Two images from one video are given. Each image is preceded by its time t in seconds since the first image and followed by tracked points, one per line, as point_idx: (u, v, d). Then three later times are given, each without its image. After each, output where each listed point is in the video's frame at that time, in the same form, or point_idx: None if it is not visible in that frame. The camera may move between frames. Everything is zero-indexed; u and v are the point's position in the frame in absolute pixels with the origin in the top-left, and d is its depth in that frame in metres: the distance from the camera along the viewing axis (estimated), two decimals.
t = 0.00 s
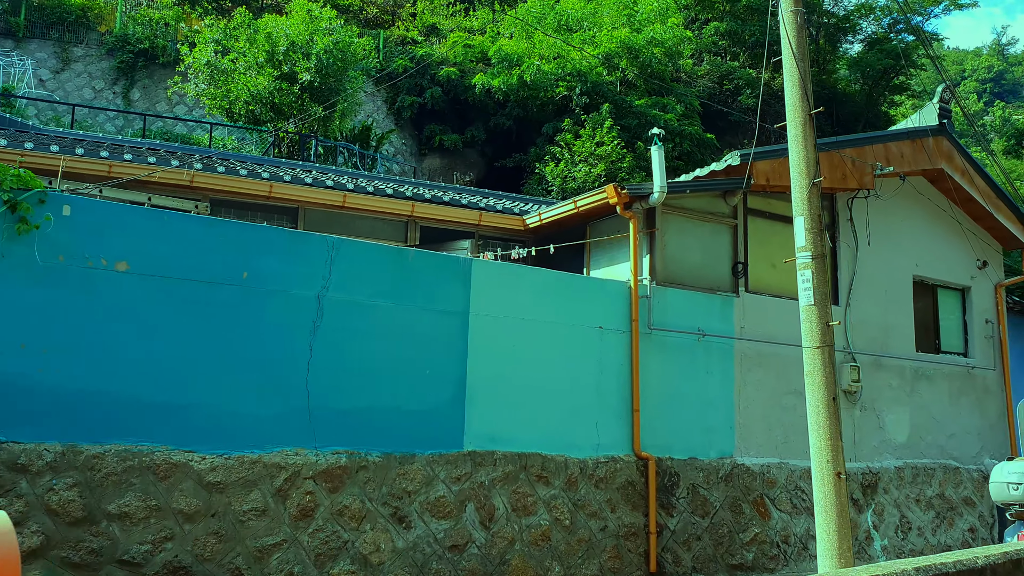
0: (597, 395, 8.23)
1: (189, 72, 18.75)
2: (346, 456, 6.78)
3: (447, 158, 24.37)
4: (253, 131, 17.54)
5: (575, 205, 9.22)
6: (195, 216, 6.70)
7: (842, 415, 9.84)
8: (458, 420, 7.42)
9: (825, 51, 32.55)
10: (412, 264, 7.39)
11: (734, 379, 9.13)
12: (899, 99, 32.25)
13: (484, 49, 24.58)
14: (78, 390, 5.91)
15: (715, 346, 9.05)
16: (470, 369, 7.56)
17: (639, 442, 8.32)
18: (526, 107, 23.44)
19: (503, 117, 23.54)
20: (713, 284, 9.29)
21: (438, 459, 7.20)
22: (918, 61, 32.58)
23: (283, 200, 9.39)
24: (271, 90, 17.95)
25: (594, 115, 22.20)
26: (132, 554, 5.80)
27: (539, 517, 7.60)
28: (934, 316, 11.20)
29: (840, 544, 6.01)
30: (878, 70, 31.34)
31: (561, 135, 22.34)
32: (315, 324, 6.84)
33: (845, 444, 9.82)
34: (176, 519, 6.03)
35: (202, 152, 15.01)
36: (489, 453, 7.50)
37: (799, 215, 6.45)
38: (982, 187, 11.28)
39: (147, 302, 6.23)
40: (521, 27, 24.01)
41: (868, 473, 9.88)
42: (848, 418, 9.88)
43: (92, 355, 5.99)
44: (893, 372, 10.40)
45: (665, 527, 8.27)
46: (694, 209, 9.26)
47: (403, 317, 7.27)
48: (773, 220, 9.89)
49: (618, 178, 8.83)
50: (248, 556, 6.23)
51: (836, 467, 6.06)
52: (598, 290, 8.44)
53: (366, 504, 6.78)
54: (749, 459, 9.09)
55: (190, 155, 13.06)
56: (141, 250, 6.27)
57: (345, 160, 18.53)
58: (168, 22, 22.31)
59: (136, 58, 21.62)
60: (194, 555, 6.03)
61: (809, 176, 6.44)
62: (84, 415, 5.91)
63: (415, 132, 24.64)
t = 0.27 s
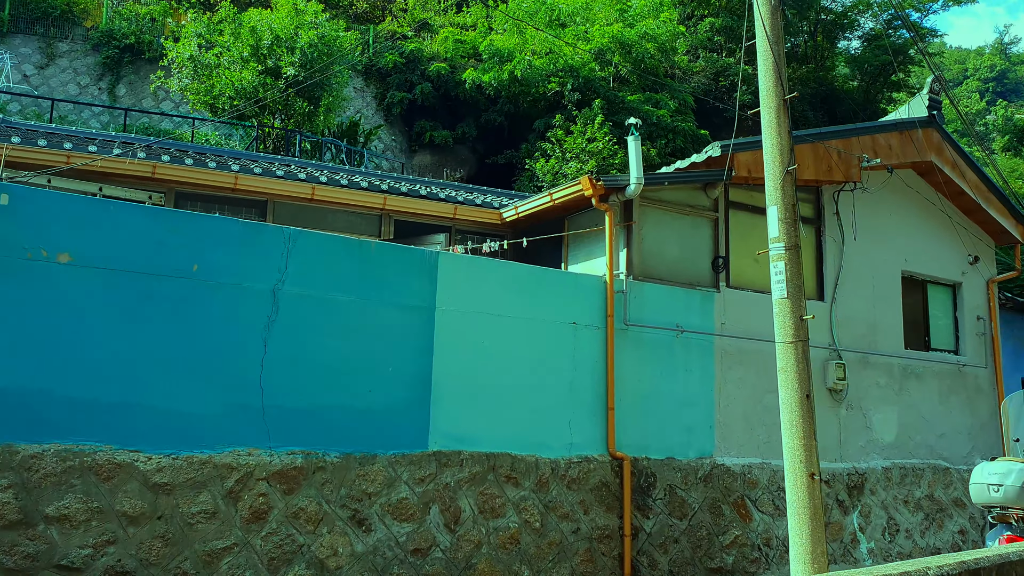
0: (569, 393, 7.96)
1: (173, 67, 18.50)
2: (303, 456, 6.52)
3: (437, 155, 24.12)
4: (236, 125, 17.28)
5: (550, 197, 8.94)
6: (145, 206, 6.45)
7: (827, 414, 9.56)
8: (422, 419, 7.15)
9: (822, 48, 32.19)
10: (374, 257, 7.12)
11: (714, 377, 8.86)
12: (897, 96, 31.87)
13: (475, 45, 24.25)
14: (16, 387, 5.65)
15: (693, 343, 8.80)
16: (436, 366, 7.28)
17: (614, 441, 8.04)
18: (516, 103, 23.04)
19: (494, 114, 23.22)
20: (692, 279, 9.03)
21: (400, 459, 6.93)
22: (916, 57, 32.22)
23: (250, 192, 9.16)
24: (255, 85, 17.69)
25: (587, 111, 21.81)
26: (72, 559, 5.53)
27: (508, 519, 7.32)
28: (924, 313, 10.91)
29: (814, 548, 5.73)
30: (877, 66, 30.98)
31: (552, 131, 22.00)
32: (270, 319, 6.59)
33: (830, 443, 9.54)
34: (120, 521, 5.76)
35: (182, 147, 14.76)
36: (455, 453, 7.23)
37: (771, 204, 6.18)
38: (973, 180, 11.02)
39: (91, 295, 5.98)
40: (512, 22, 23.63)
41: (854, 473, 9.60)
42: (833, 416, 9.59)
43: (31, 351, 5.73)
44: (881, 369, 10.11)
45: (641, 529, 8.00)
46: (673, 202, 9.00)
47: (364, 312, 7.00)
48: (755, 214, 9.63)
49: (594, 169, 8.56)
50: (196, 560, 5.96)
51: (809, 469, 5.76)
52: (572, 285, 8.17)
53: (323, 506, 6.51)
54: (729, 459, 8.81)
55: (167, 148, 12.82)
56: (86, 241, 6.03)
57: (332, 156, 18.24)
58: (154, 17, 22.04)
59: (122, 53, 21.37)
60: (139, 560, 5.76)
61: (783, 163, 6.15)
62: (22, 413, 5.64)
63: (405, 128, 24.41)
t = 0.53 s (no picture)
0: (539, 391, 7.67)
1: (154, 61, 18.22)
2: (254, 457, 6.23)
3: (426, 152, 23.84)
4: (217, 121, 17.00)
5: (523, 189, 8.63)
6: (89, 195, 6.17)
7: (809, 413, 9.29)
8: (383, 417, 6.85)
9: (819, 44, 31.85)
10: (331, 248, 6.84)
11: (692, 375, 8.59)
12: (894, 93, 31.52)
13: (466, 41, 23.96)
14: None
15: (671, 339, 8.53)
16: (398, 363, 6.98)
17: (586, 441, 7.75)
18: (506, 98, 22.69)
19: (483, 110, 22.92)
20: (669, 274, 8.76)
21: (359, 460, 6.64)
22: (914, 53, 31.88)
23: (215, 184, 8.90)
24: (237, 79, 17.39)
25: (577, 107, 21.50)
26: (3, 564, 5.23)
27: (473, 522, 7.04)
28: (912, 309, 10.63)
29: (784, 553, 5.44)
30: (874, 63, 30.63)
31: (542, 127, 21.70)
32: (219, 313, 6.32)
33: (813, 443, 9.27)
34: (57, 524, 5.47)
35: (159, 141, 14.48)
36: (418, 454, 6.93)
37: (742, 193, 5.91)
38: (962, 172, 10.74)
39: (29, 287, 5.70)
40: (502, 17, 23.26)
41: (838, 474, 9.33)
42: (816, 415, 9.33)
43: None
44: (866, 367, 9.83)
45: (613, 532, 7.72)
46: (650, 194, 8.72)
47: (321, 305, 6.71)
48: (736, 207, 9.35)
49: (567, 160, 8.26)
50: (139, 565, 5.66)
51: (779, 469, 5.50)
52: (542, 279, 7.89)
53: (276, 508, 6.23)
54: (708, 460, 8.54)
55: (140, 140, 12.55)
56: (24, 231, 5.75)
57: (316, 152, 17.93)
58: (139, 12, 21.75)
59: (106, 48, 21.11)
60: (76, 565, 5.46)
61: (753, 149, 5.89)
62: None
63: (393, 124, 24.14)
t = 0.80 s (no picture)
0: (506, 386, 7.41)
1: (135, 55, 17.98)
2: (200, 455, 5.97)
3: (415, 147, 23.54)
4: (199, 115, 16.76)
5: (494, 179, 8.35)
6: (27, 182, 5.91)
7: (790, 409, 9.04)
8: (340, 413, 6.60)
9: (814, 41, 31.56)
10: (285, 239, 6.59)
11: (666, 370, 8.36)
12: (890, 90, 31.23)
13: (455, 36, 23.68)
14: None
15: (644, 334, 8.30)
16: (356, 357, 6.73)
17: (555, 438, 7.50)
18: (495, 93, 22.41)
19: (472, 105, 22.66)
20: (643, 266, 8.51)
21: (313, 458, 6.39)
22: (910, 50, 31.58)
23: (176, 174, 8.66)
24: (220, 73, 17.18)
25: (567, 102, 21.24)
26: None
27: (434, 522, 6.78)
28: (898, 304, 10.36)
29: (748, 555, 5.19)
30: (870, 59, 30.33)
31: (531, 122, 21.43)
32: (165, 305, 6.07)
33: (793, 441, 9.02)
34: None
35: (136, 134, 14.24)
36: (376, 452, 6.67)
37: (706, 180, 5.66)
38: (949, 164, 10.48)
39: None
40: (492, 11, 22.98)
41: (818, 472, 9.07)
42: (796, 412, 9.08)
43: None
44: (849, 363, 9.57)
45: (582, 532, 7.47)
46: (624, 185, 8.47)
47: (274, 297, 6.46)
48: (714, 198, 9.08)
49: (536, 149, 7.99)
50: (75, 568, 5.40)
51: (742, 467, 5.25)
52: (510, 271, 7.63)
53: (224, 508, 5.97)
54: (682, 458, 8.30)
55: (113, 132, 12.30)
56: None
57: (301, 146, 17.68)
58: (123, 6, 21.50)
59: (90, 43, 20.88)
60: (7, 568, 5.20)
61: (718, 133, 5.64)
62: None
63: (382, 120, 23.86)
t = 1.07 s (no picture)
0: (471, 386, 7.13)
1: (117, 50, 17.74)
2: (141, 457, 5.71)
3: (404, 145, 23.18)
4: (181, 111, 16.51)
5: (462, 172, 8.07)
6: None
7: (770, 409, 8.77)
8: (292, 414, 6.33)
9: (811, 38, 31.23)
10: (235, 232, 6.33)
11: (640, 369, 8.12)
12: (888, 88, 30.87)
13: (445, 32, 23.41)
14: None
15: (617, 331, 8.05)
16: (311, 355, 6.46)
17: (522, 439, 7.22)
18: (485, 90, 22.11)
19: (462, 102, 22.37)
20: (617, 262, 8.25)
21: (262, 460, 6.12)
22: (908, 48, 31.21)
23: (136, 167, 8.40)
24: (203, 70, 16.99)
25: (556, 99, 20.95)
26: None
27: (392, 527, 6.51)
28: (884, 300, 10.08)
29: (709, 562, 4.92)
30: (868, 57, 29.96)
31: (521, 119, 21.14)
32: (105, 301, 5.81)
33: (774, 441, 8.75)
34: None
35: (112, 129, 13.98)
36: (331, 453, 6.40)
37: (668, 168, 5.40)
38: (937, 157, 10.21)
39: None
40: (482, 7, 22.72)
41: (800, 474, 8.79)
42: (777, 412, 8.81)
43: None
44: (833, 361, 9.30)
45: (550, 536, 7.19)
46: (597, 177, 8.19)
47: (223, 293, 6.20)
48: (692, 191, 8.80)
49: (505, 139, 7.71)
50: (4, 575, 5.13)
51: (702, 469, 5.00)
52: (476, 266, 7.36)
53: (166, 512, 5.70)
54: (656, 459, 8.05)
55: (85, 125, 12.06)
56: None
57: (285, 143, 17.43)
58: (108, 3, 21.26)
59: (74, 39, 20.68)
60: None
61: (680, 118, 5.38)
62: None
63: (370, 117, 23.57)
